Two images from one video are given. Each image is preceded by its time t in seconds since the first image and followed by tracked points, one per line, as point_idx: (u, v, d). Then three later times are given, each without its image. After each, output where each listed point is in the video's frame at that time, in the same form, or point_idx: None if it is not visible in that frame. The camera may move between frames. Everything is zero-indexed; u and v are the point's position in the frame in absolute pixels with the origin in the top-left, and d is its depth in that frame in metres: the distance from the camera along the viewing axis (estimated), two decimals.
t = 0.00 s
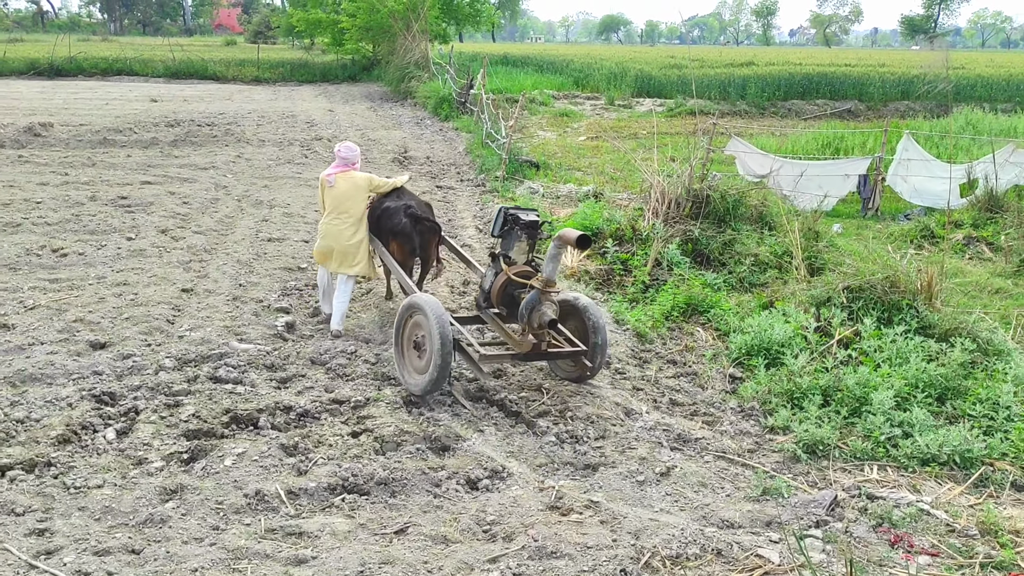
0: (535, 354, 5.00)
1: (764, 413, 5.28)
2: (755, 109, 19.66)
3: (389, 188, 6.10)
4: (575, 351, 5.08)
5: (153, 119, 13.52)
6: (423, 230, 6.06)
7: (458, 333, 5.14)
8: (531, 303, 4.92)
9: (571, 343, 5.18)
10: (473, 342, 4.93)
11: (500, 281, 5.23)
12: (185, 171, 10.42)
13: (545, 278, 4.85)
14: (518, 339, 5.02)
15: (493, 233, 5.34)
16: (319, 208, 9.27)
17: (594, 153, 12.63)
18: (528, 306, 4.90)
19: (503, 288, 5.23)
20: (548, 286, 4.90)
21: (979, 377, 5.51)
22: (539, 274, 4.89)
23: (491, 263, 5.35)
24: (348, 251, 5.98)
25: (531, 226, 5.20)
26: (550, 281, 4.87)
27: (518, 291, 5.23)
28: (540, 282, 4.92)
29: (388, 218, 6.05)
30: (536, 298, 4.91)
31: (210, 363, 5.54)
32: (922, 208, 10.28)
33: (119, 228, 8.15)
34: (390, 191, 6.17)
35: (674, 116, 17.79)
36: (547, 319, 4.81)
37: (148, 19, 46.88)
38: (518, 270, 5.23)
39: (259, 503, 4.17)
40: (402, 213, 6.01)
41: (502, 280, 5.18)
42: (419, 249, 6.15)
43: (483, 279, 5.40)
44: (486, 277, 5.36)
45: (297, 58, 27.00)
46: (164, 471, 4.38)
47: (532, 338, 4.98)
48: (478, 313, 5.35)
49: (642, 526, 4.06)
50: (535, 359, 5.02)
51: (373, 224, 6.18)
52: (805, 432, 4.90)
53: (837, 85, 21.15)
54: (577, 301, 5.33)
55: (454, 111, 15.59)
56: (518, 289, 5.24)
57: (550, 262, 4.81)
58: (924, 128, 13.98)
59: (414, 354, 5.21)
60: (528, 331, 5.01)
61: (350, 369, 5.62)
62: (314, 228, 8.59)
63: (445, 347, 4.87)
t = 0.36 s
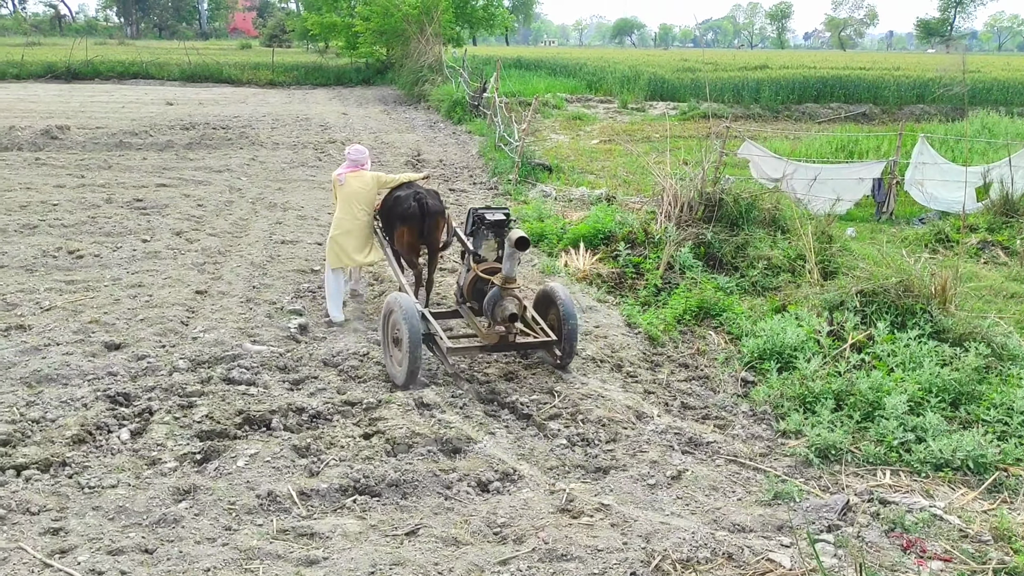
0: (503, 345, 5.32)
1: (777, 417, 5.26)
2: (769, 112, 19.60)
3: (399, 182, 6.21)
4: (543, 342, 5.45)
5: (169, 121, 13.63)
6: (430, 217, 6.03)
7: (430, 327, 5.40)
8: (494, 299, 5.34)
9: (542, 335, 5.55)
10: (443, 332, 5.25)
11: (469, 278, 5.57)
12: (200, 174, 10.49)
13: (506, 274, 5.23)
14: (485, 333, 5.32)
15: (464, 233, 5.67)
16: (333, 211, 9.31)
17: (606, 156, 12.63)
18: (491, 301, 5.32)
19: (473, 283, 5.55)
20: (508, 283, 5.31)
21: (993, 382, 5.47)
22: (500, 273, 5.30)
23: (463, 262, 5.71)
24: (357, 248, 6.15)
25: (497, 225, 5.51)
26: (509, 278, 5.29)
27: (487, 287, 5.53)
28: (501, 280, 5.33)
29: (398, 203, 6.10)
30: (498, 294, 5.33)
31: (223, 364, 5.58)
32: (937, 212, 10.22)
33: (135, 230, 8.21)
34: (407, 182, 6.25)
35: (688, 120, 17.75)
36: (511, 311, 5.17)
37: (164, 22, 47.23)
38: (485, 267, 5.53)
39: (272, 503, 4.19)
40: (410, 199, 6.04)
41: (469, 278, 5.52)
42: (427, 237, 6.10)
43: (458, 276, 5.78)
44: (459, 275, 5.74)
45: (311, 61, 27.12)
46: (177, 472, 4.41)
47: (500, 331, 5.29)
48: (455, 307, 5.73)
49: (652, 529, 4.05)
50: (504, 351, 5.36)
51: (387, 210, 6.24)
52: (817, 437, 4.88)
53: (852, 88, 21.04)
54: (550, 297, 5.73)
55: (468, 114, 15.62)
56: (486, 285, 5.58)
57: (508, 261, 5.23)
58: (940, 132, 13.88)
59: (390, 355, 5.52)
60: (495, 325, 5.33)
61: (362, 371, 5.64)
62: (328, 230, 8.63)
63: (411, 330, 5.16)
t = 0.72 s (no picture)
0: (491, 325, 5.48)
1: (785, 420, 5.25)
2: (779, 115, 19.56)
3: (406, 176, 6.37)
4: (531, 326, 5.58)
5: (180, 124, 13.71)
6: (423, 214, 6.09)
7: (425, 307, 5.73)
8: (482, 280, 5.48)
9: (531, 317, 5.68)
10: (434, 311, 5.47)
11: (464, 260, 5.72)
12: (211, 176, 10.55)
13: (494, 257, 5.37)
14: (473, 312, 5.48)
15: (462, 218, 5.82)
16: (343, 213, 9.35)
17: (615, 159, 12.63)
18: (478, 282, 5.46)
19: (467, 266, 5.71)
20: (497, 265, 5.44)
21: (1004, 387, 5.45)
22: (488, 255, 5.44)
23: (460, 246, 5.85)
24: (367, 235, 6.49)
25: (492, 211, 5.83)
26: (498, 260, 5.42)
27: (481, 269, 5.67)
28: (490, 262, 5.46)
29: (400, 201, 6.25)
30: (486, 275, 5.46)
31: (233, 366, 5.61)
32: (949, 215, 10.20)
33: (146, 232, 8.27)
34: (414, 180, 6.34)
35: (697, 123, 17.73)
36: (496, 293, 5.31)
37: (176, 25, 47.54)
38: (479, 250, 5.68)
39: (281, 504, 4.21)
40: (408, 196, 6.17)
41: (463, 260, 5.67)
42: (422, 235, 6.16)
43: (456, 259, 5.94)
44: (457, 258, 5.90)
45: (322, 64, 27.25)
46: (187, 472, 4.44)
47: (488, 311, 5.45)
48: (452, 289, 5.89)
49: (660, 532, 4.05)
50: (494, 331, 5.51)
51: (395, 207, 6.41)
52: (826, 440, 4.87)
53: (863, 91, 20.96)
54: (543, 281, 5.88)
55: (477, 117, 15.65)
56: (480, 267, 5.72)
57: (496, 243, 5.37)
58: (951, 135, 13.82)
59: (387, 331, 5.85)
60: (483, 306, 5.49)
61: (371, 373, 5.66)
62: (337, 233, 8.67)
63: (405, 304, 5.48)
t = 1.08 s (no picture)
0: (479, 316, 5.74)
1: (797, 425, 5.24)
2: (790, 119, 19.51)
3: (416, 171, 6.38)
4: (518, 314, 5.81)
5: (193, 127, 13.80)
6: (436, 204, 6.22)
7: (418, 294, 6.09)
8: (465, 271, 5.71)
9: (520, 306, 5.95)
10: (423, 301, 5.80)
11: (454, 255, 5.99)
12: (223, 179, 10.62)
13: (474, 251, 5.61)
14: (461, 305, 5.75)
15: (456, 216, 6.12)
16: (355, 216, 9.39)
17: (626, 163, 12.63)
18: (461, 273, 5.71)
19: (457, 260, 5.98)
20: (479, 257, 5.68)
21: (1017, 392, 5.42)
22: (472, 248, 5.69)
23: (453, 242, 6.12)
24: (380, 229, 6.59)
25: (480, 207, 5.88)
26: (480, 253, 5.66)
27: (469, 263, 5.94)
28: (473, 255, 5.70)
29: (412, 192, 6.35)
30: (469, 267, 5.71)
31: (245, 368, 5.64)
32: (959, 220, 10.12)
33: (159, 235, 8.33)
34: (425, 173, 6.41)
35: (709, 126, 17.70)
36: (478, 285, 5.56)
37: (190, 29, 47.88)
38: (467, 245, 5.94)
39: (292, 506, 4.23)
40: (419, 188, 6.27)
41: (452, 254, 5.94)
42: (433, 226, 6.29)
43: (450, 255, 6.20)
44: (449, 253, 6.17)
45: (334, 68, 27.37)
46: (199, 474, 4.47)
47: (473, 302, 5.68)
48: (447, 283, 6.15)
49: (670, 535, 4.05)
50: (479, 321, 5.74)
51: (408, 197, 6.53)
52: (837, 445, 4.85)
53: (875, 95, 20.90)
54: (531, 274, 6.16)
55: (488, 120, 15.68)
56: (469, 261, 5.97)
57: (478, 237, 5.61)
58: (965, 139, 13.74)
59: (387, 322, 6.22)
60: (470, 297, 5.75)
61: (381, 375, 5.67)
62: (349, 235, 8.70)
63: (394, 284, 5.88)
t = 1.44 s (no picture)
0: (472, 306, 6.10)
1: (807, 432, 5.22)
2: (801, 125, 19.47)
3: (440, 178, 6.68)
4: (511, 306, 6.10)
5: (205, 133, 13.88)
6: (445, 207, 6.47)
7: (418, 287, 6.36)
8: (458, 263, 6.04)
9: (514, 298, 6.28)
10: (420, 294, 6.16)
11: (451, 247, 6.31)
12: (235, 184, 10.68)
13: (464, 245, 5.97)
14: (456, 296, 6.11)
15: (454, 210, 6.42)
16: (365, 222, 9.43)
17: (636, 168, 12.63)
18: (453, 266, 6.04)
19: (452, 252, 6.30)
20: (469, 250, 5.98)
21: None
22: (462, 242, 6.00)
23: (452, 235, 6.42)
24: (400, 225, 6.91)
25: (475, 204, 6.22)
26: (469, 246, 5.96)
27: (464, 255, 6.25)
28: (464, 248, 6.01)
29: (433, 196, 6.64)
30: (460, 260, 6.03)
31: (256, 372, 5.68)
32: (971, 226, 10.09)
33: (171, 240, 8.38)
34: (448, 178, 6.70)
35: (720, 132, 17.69)
36: (468, 277, 5.91)
37: (202, 35, 48.24)
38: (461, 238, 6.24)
39: (303, 510, 4.25)
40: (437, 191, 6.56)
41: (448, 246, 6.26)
42: (447, 226, 6.48)
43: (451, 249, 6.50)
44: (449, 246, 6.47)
45: (345, 74, 27.49)
46: (210, 478, 4.49)
47: (466, 293, 6.04)
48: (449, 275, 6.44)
49: (681, 542, 4.04)
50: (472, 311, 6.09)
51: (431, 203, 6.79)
52: (848, 452, 4.83)
53: (886, 100, 20.85)
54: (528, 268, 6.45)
55: (499, 126, 15.71)
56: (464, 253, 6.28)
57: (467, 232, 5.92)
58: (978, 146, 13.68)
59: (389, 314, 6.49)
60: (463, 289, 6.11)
61: (392, 380, 5.69)
62: (359, 241, 8.73)
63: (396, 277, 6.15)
